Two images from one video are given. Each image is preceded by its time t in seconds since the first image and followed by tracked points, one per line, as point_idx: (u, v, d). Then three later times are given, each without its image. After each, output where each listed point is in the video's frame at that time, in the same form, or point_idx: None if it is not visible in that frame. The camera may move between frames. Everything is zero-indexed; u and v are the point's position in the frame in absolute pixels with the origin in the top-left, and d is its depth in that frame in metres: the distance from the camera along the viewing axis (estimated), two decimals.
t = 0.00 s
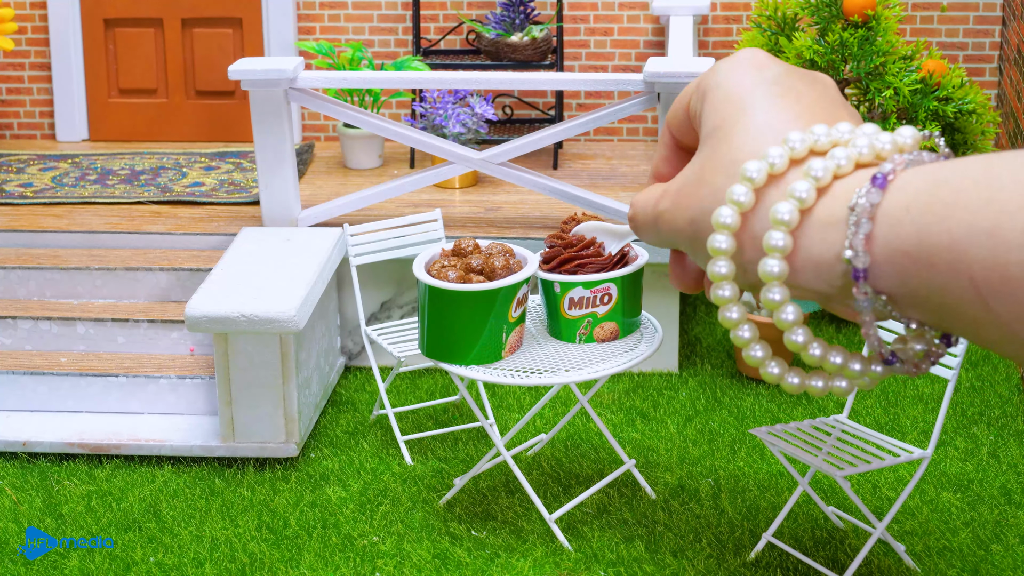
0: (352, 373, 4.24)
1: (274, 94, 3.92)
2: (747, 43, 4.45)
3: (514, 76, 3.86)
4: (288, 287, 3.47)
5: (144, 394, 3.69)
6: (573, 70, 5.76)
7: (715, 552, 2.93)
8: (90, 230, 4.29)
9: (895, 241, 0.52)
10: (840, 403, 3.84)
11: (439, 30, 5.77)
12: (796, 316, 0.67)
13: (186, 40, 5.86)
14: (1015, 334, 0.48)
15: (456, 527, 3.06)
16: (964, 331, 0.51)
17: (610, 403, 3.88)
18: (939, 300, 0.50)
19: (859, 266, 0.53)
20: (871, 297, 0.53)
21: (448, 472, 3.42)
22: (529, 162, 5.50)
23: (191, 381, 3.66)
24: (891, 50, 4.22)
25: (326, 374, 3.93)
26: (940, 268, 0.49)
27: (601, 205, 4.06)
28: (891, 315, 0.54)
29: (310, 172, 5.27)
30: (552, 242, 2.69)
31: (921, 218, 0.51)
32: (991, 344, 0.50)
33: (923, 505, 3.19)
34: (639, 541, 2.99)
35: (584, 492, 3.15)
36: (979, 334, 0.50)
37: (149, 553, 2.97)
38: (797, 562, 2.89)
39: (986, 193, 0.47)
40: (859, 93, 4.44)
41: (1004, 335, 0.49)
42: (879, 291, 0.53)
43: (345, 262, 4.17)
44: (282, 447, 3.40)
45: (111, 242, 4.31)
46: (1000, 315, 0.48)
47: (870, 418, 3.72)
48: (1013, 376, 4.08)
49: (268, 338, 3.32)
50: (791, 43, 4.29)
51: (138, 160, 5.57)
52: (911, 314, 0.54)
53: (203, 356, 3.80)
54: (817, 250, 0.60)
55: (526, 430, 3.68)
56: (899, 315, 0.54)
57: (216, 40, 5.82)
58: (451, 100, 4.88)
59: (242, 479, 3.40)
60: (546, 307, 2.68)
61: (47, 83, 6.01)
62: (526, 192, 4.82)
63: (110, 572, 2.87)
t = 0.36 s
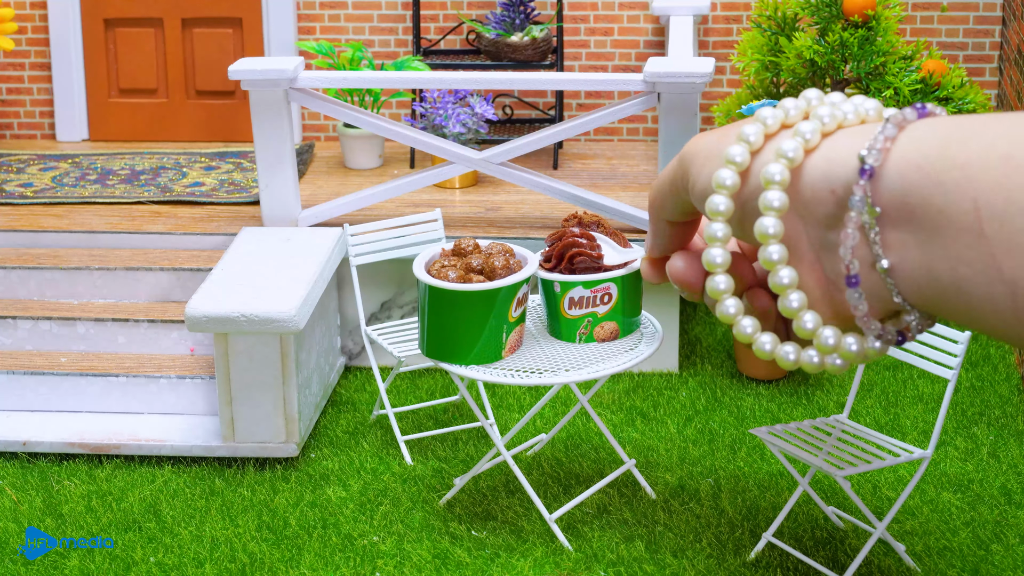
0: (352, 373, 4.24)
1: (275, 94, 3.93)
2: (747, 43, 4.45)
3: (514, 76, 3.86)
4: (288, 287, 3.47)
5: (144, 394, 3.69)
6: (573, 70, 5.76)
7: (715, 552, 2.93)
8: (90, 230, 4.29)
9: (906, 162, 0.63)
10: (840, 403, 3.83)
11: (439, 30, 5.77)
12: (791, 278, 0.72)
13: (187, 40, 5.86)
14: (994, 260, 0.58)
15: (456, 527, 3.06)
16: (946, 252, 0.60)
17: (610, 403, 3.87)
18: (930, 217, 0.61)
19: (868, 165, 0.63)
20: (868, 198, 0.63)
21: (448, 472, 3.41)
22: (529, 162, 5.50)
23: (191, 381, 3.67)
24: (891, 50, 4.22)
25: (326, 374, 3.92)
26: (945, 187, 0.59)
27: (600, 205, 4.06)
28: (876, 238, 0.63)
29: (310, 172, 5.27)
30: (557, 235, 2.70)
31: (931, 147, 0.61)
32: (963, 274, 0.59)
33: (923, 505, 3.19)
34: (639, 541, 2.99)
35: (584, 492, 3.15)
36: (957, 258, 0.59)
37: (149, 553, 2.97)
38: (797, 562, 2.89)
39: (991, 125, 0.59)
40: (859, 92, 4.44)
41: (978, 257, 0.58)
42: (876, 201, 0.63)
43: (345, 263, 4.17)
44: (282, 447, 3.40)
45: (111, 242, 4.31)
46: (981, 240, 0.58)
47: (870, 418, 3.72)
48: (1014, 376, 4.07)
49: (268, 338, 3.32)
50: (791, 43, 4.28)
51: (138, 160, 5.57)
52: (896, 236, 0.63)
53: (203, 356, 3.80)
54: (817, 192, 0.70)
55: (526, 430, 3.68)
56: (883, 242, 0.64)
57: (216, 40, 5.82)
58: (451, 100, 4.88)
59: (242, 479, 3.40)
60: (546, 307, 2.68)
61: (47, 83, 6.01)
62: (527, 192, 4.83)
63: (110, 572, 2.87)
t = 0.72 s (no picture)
0: (352, 373, 4.24)
1: (275, 94, 3.93)
2: (747, 43, 4.45)
3: (514, 76, 3.86)
4: (288, 287, 3.47)
5: (144, 394, 3.69)
6: (573, 70, 5.76)
7: (715, 552, 2.93)
8: (90, 230, 4.29)
9: (908, 158, 0.66)
10: (840, 403, 3.83)
11: (439, 30, 5.77)
12: (783, 268, 0.77)
13: (187, 40, 5.86)
14: (993, 259, 0.60)
15: (456, 527, 3.07)
16: (942, 246, 0.63)
17: (610, 403, 3.87)
18: (931, 213, 0.63)
19: (872, 159, 0.66)
20: (869, 192, 0.66)
21: (448, 472, 3.41)
22: (529, 162, 5.50)
23: (191, 381, 3.67)
24: (891, 50, 4.22)
25: (326, 374, 3.92)
26: (947, 184, 0.62)
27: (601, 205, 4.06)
28: (873, 233, 0.67)
29: (310, 172, 5.27)
30: (568, 223, 2.67)
31: (935, 146, 0.64)
32: (960, 272, 0.62)
33: (923, 505, 3.19)
34: (639, 541, 2.99)
35: (584, 492, 3.15)
36: (956, 255, 0.62)
37: (149, 553, 2.97)
38: (797, 562, 2.89)
39: (996, 125, 0.61)
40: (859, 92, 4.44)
41: (976, 256, 0.61)
42: (877, 196, 0.66)
43: (345, 263, 4.17)
44: (282, 447, 3.40)
45: (111, 242, 4.31)
46: (980, 237, 0.60)
47: (870, 418, 3.72)
48: (1014, 376, 4.07)
49: (268, 338, 3.32)
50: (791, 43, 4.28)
51: (138, 160, 5.57)
52: (893, 233, 0.66)
53: (203, 356, 3.80)
54: (818, 184, 0.74)
55: (526, 430, 3.68)
56: (880, 237, 0.67)
57: (216, 40, 5.82)
58: (451, 100, 4.88)
59: (242, 479, 3.39)
60: (551, 307, 2.68)
61: (47, 83, 6.01)
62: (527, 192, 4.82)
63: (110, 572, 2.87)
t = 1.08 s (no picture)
0: (352, 373, 4.24)
1: (275, 94, 3.93)
2: (746, 43, 4.44)
3: (514, 76, 3.86)
4: (288, 286, 3.47)
5: (144, 394, 3.69)
6: (573, 70, 5.76)
7: (715, 552, 2.93)
8: (90, 230, 4.29)
9: (912, 150, 0.63)
10: (840, 403, 3.83)
11: (439, 30, 5.77)
12: (783, 260, 0.75)
13: (187, 40, 5.86)
14: (997, 252, 0.58)
15: (456, 527, 3.07)
16: (944, 239, 0.61)
17: (610, 403, 3.87)
18: (934, 206, 0.61)
19: (873, 151, 0.63)
20: (871, 185, 0.63)
21: (448, 472, 3.41)
22: (529, 162, 5.50)
23: (191, 381, 3.66)
24: (891, 50, 4.22)
25: (326, 374, 3.92)
26: (949, 175, 0.60)
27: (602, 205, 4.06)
28: (874, 226, 0.65)
29: (310, 172, 5.27)
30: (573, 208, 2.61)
31: (936, 138, 0.62)
32: (963, 266, 0.59)
33: (923, 505, 3.19)
34: (639, 541, 2.99)
35: (584, 492, 3.15)
36: (956, 248, 0.60)
37: (149, 553, 2.97)
38: (797, 562, 2.89)
39: (996, 117, 0.59)
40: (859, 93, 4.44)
41: (979, 249, 0.58)
42: (880, 187, 0.64)
43: (345, 263, 4.17)
44: (282, 447, 3.40)
45: (111, 242, 4.31)
46: (984, 230, 0.58)
47: (870, 418, 3.72)
48: (1014, 376, 4.07)
49: (268, 338, 3.32)
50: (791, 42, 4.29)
51: (138, 160, 5.57)
52: (896, 226, 0.64)
53: (203, 356, 3.80)
54: (819, 176, 0.72)
55: (526, 430, 3.68)
56: (880, 230, 0.65)
57: (217, 40, 5.82)
58: (451, 100, 4.88)
59: (242, 479, 3.39)
60: (560, 312, 2.66)
61: (47, 83, 6.00)
62: (527, 192, 4.82)
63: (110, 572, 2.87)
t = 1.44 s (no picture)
0: (352, 373, 4.24)
1: (275, 94, 3.93)
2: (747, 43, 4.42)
3: (514, 76, 3.86)
4: (288, 286, 3.46)
5: (144, 394, 3.68)
6: (573, 70, 5.76)
7: (715, 552, 2.93)
8: (90, 230, 4.29)
9: (956, 13, 0.44)
10: (840, 403, 3.84)
11: (439, 30, 5.77)
12: (817, 127, 0.53)
13: (187, 40, 5.86)
14: None
15: (456, 527, 3.07)
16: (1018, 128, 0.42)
17: (610, 403, 3.87)
18: (977, 87, 0.42)
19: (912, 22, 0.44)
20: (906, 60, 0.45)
21: (448, 472, 3.41)
22: (528, 162, 5.50)
23: (191, 381, 3.66)
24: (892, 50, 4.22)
25: (326, 374, 3.92)
26: None
27: (602, 205, 4.06)
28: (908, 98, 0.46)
29: (310, 172, 5.27)
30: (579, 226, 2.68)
31: None
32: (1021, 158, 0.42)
33: (923, 505, 3.18)
34: (639, 541, 3.00)
35: (584, 492, 3.15)
36: None
37: (149, 553, 2.98)
38: (797, 562, 2.89)
39: None
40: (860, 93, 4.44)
41: None
42: (916, 58, 0.45)
43: (345, 262, 4.17)
44: (282, 447, 3.40)
45: (111, 242, 4.30)
46: None
47: (870, 418, 3.72)
48: (1014, 376, 4.07)
49: (268, 338, 3.32)
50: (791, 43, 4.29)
51: (138, 160, 5.57)
52: (939, 99, 0.45)
53: (203, 356, 3.80)
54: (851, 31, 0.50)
55: (526, 430, 3.68)
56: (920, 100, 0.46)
57: (217, 40, 5.82)
58: (451, 100, 4.88)
59: (242, 479, 3.39)
60: (560, 313, 2.66)
61: (47, 83, 6.00)
62: (527, 192, 4.82)
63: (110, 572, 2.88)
